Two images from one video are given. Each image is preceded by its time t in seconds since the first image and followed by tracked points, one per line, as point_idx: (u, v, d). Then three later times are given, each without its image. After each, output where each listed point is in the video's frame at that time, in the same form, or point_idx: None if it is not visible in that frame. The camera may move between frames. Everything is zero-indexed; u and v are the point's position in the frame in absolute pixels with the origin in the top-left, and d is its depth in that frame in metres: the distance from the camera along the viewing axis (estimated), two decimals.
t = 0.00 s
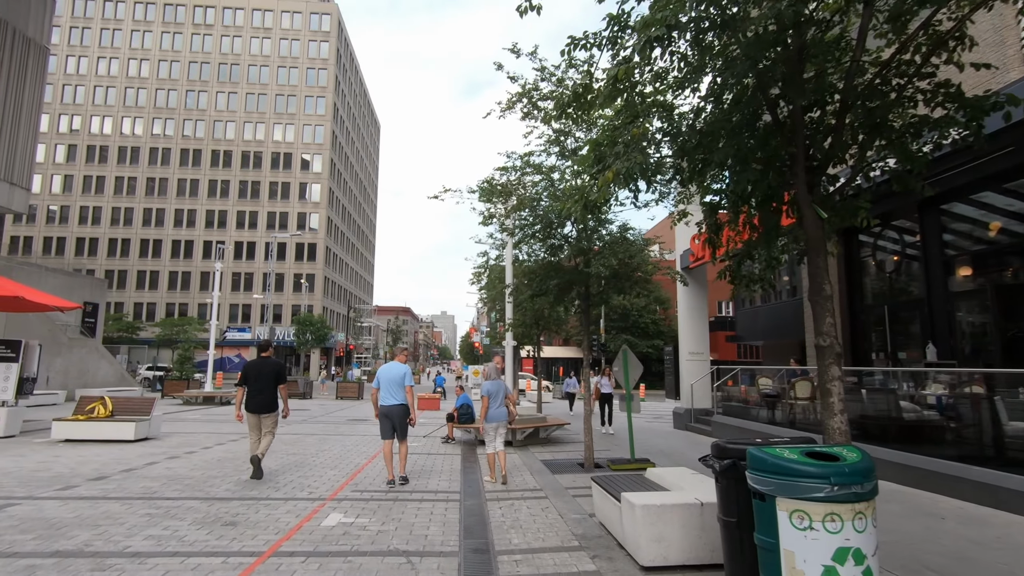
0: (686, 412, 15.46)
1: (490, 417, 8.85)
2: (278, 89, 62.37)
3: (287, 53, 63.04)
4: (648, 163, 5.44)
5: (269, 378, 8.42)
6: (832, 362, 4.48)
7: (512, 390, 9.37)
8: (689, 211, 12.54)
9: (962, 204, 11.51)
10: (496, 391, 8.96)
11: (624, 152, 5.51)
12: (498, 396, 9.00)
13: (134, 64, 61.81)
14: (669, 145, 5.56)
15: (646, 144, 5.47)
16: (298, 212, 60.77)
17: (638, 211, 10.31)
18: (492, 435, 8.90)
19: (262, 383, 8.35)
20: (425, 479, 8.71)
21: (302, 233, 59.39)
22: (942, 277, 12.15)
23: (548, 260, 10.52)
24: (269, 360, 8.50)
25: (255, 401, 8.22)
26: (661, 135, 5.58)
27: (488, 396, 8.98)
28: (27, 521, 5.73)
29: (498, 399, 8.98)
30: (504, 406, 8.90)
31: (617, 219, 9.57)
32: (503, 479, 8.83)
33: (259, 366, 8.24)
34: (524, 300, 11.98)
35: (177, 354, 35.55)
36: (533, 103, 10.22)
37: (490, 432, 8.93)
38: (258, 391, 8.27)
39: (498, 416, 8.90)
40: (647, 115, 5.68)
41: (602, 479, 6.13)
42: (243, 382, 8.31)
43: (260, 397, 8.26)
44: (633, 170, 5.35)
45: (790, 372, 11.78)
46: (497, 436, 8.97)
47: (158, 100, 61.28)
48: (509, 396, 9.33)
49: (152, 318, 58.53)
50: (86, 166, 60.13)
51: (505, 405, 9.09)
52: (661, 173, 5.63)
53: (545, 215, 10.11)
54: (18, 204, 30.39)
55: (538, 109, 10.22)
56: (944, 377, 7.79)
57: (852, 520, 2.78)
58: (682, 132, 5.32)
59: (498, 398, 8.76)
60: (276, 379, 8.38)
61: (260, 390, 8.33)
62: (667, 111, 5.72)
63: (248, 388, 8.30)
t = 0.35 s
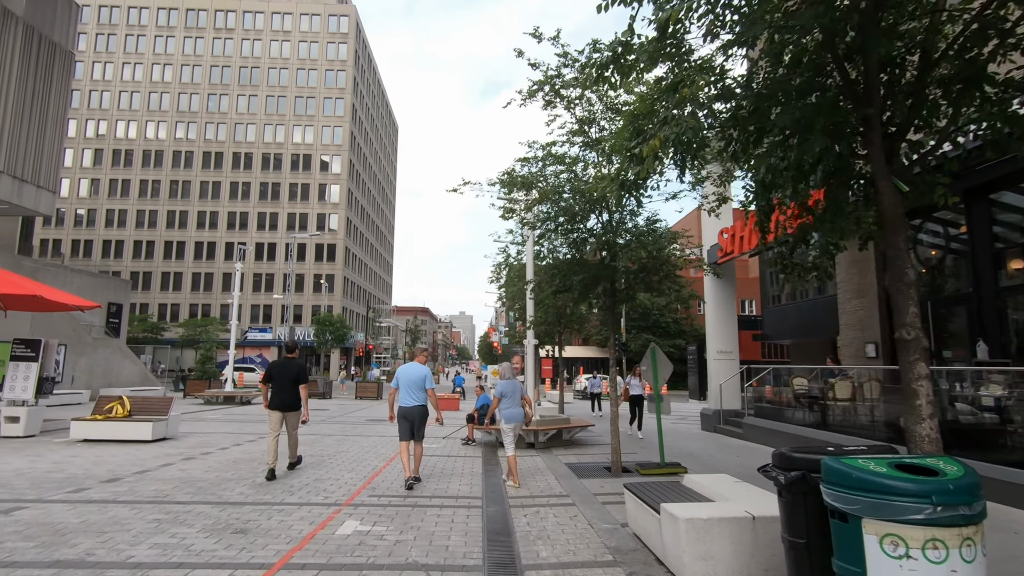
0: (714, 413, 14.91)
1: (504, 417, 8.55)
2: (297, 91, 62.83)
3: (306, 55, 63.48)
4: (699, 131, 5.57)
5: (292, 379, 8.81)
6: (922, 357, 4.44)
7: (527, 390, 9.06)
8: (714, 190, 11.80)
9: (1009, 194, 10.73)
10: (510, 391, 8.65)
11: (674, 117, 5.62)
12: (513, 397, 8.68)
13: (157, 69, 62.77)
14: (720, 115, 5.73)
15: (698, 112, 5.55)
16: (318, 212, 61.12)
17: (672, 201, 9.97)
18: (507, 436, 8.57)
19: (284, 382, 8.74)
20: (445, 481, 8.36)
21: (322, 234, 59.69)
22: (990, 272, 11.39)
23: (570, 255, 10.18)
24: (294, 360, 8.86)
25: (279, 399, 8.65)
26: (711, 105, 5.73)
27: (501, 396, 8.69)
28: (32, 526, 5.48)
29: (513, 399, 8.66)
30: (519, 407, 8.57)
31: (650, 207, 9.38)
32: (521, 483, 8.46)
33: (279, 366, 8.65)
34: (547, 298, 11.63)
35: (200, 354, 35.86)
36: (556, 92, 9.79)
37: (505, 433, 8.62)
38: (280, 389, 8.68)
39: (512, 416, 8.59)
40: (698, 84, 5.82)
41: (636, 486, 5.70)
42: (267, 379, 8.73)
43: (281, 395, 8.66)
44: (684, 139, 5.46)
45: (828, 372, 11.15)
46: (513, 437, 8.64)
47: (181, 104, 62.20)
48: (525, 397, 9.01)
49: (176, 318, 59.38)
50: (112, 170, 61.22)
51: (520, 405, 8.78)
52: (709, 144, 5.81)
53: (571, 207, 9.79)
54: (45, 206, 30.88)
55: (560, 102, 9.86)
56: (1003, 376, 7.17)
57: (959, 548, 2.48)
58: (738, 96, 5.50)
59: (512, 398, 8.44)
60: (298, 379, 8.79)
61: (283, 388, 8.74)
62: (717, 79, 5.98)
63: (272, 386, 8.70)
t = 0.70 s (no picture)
0: (739, 415, 14.42)
1: (515, 420, 8.40)
2: (312, 92, 63.10)
3: (321, 57, 63.74)
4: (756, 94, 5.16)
5: (315, 375, 8.92)
6: None
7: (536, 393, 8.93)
8: (742, 182, 11.27)
9: None
10: (521, 393, 8.50)
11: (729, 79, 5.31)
12: (524, 399, 8.54)
13: (175, 72, 63.45)
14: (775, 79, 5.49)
15: (755, 69, 5.19)
16: (333, 213, 61.32)
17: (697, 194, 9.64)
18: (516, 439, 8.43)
19: (308, 378, 8.85)
20: (460, 487, 7.99)
21: (337, 234, 59.86)
22: None
23: (587, 254, 9.80)
24: (315, 358, 8.98)
25: (300, 396, 8.74)
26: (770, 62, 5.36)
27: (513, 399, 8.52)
28: (29, 534, 5.21)
29: (524, 402, 8.52)
30: (530, 410, 8.46)
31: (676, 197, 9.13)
32: (532, 486, 8.16)
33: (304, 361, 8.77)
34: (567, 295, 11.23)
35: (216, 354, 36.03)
36: (576, 81, 9.40)
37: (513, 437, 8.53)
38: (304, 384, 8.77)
39: (522, 420, 8.48)
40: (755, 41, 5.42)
41: (668, 496, 5.30)
42: (291, 377, 8.81)
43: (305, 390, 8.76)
44: (740, 100, 5.00)
45: (862, 373, 10.56)
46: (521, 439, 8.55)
47: (198, 107, 62.82)
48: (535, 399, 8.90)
49: (193, 319, 59.94)
50: (131, 172, 61.95)
51: (530, 407, 8.68)
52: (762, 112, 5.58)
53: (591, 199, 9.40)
54: (65, 208, 31.15)
55: (582, 91, 9.43)
56: None
57: None
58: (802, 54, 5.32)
59: (523, 401, 8.30)
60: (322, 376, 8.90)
61: (306, 384, 8.84)
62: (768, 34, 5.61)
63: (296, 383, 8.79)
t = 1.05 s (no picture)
0: (761, 416, 13.90)
1: (520, 422, 8.39)
2: (323, 92, 63.20)
3: (332, 57, 63.81)
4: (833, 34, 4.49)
5: (328, 379, 9.19)
6: None
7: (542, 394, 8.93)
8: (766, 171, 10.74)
9: None
10: (526, 394, 8.49)
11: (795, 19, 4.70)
12: (529, 401, 8.53)
13: (189, 74, 63.86)
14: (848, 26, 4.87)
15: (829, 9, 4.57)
16: (345, 213, 61.34)
17: (719, 183, 9.15)
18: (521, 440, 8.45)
19: (321, 382, 9.13)
20: (472, 492, 7.61)
21: (348, 234, 59.89)
22: None
23: (603, 249, 9.37)
24: (327, 362, 9.19)
25: (314, 400, 9.01)
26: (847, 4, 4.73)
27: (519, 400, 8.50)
28: (12, 544, 4.89)
29: (528, 403, 8.52)
30: (535, 411, 8.46)
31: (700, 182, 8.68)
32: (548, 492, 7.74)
33: (316, 366, 9.00)
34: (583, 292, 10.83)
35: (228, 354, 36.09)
36: (593, 66, 8.93)
37: (519, 438, 8.52)
38: (315, 387, 9.02)
39: (528, 421, 8.50)
40: None
41: (698, 507, 4.86)
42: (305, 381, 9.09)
43: (319, 394, 9.01)
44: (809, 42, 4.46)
45: (895, 373, 10.02)
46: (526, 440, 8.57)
47: (212, 108, 63.17)
48: (539, 400, 8.89)
49: (207, 318, 60.30)
50: (146, 173, 62.44)
51: (535, 408, 8.66)
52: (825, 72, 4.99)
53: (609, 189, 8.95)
54: (79, 208, 31.30)
55: (600, 78, 8.97)
56: None
57: None
58: None
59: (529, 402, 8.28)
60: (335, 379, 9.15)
61: (319, 387, 9.11)
62: None
63: (310, 387, 9.03)
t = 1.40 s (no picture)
0: (783, 419, 13.39)
1: (515, 418, 8.52)
2: (333, 91, 63.15)
3: (341, 56, 63.76)
4: None
5: (340, 375, 9.66)
6: None
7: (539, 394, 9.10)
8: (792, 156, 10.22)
9: None
10: (521, 391, 8.72)
11: None
12: (524, 398, 8.71)
13: (199, 74, 64.04)
14: None
15: None
16: (354, 212, 61.16)
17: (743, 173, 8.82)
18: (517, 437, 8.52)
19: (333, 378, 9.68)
20: (484, 498, 7.17)
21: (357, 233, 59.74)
22: None
23: (616, 243, 9.01)
24: (339, 358, 9.61)
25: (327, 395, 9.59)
26: None
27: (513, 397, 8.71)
28: None
29: (524, 400, 8.70)
30: (530, 408, 8.57)
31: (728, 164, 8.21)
32: (564, 498, 7.31)
33: (327, 363, 9.50)
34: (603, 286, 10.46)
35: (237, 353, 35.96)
36: (610, 52, 8.51)
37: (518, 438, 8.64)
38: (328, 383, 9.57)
39: (524, 418, 8.59)
40: None
41: (735, 519, 4.41)
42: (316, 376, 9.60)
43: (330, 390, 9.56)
44: None
45: (929, 373, 9.46)
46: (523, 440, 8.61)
47: (222, 107, 63.33)
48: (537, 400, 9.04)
49: (217, 317, 60.39)
50: (157, 172, 62.64)
51: (532, 408, 8.79)
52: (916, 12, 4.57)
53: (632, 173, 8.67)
54: (89, 206, 31.31)
55: (615, 62, 8.57)
56: None
57: None
58: None
59: (523, 397, 8.50)
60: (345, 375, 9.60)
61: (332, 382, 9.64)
62: None
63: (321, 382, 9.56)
